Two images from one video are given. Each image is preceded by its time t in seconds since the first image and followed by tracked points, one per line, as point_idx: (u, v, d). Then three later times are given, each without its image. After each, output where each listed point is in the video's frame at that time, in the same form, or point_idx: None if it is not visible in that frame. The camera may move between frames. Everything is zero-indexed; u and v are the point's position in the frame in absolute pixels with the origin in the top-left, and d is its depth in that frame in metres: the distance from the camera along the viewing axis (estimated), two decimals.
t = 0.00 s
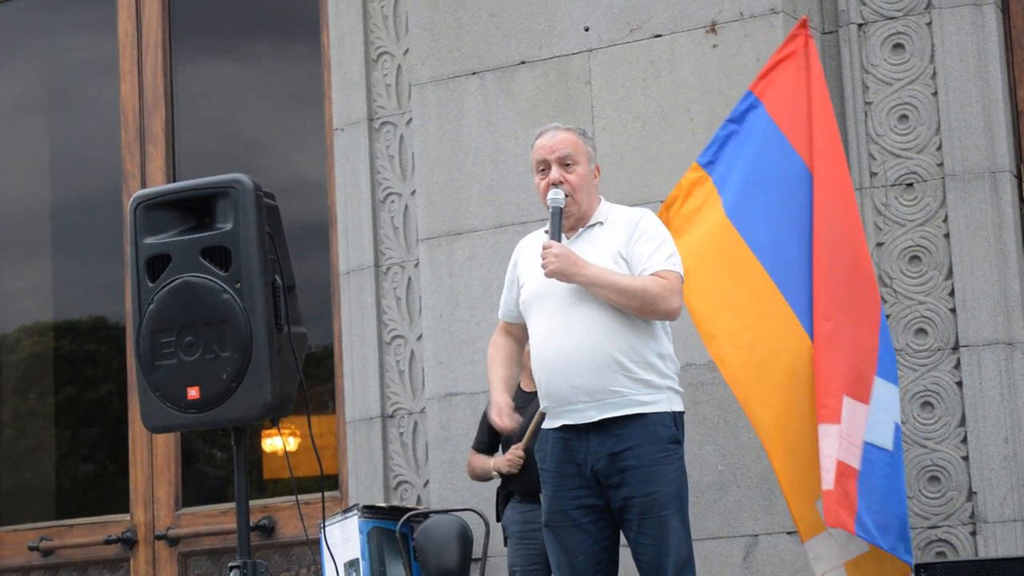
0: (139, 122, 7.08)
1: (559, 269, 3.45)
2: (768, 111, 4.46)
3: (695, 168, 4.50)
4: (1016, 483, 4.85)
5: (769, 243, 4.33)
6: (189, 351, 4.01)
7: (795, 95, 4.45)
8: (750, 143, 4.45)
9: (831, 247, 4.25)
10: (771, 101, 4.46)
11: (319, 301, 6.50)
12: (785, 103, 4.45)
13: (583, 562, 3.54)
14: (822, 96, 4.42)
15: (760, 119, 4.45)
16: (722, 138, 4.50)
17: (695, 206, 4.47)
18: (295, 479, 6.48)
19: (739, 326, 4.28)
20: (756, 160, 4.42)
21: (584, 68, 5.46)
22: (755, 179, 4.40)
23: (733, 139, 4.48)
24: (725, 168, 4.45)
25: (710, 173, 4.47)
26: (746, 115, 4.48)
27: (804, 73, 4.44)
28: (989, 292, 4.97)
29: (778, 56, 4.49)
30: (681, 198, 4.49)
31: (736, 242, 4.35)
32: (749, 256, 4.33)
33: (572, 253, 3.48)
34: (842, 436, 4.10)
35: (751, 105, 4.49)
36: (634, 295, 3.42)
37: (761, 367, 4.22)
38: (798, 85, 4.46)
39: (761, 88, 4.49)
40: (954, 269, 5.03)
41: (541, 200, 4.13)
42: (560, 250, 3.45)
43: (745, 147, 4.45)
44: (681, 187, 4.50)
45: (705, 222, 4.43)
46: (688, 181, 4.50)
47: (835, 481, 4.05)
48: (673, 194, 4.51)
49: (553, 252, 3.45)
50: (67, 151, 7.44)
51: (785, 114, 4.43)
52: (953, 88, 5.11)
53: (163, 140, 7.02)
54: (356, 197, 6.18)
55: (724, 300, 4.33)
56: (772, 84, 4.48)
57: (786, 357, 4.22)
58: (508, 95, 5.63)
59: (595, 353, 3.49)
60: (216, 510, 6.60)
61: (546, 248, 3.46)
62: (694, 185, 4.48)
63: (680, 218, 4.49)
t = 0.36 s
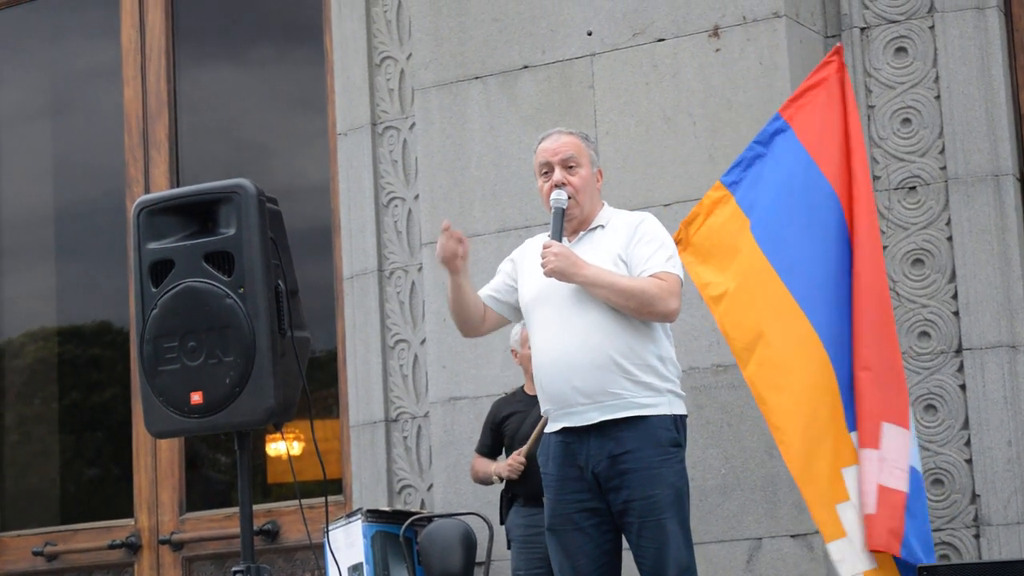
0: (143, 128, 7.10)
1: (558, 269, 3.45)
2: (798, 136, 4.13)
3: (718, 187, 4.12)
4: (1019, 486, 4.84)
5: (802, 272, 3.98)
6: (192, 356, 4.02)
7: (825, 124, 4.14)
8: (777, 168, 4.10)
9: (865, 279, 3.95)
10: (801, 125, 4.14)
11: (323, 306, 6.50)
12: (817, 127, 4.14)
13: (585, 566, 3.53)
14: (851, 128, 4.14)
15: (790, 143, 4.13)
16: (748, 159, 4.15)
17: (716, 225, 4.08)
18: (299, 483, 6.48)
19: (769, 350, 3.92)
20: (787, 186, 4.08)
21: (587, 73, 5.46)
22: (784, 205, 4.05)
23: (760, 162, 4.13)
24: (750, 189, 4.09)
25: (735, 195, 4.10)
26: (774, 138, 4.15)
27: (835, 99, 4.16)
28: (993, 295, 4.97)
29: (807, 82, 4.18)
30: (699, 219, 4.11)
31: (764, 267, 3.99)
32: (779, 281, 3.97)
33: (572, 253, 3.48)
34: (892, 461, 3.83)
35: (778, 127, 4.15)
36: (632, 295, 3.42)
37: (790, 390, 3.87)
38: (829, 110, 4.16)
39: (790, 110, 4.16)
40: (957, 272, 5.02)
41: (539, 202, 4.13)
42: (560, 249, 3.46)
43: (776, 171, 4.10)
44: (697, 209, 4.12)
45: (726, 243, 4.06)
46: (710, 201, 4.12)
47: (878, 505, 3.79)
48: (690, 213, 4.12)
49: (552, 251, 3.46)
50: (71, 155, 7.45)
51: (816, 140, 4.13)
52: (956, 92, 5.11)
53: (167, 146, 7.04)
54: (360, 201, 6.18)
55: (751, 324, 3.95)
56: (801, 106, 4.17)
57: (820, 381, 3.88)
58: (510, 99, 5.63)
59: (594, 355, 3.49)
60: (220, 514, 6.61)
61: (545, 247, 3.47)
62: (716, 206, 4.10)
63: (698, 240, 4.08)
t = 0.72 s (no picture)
0: (144, 133, 7.10)
1: (562, 273, 3.44)
2: (804, 141, 4.13)
3: (721, 192, 4.07)
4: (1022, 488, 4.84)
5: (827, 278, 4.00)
6: (194, 362, 4.02)
7: (833, 128, 4.17)
8: (788, 173, 4.09)
9: (895, 283, 4.03)
10: (807, 130, 4.14)
11: (325, 310, 6.51)
12: (823, 132, 4.15)
13: (587, 570, 3.54)
14: (860, 132, 4.19)
15: (796, 149, 4.12)
16: (753, 164, 4.11)
17: (725, 231, 4.04)
18: (302, 487, 6.48)
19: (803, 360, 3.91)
20: (799, 193, 4.08)
21: (588, 77, 5.47)
22: (801, 211, 4.06)
23: (767, 168, 4.10)
24: (760, 195, 4.07)
25: (741, 201, 4.06)
26: (779, 143, 4.12)
27: (837, 104, 4.19)
28: (994, 297, 4.97)
29: (813, 86, 4.18)
30: (705, 223, 4.05)
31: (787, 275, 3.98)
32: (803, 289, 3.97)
33: (576, 258, 3.48)
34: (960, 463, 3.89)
35: (782, 132, 4.13)
36: (636, 300, 3.42)
37: (835, 398, 3.89)
38: (833, 115, 4.18)
39: (794, 115, 4.15)
40: (958, 274, 5.02)
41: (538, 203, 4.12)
42: (564, 254, 3.46)
43: (783, 177, 4.09)
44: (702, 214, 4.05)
45: (736, 253, 4.02)
46: (714, 206, 4.06)
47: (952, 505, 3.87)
48: (695, 217, 4.05)
49: (556, 256, 3.46)
50: (72, 161, 7.45)
51: (822, 145, 4.14)
52: (957, 94, 5.11)
53: (168, 151, 7.04)
54: (361, 206, 6.19)
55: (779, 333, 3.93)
56: (804, 111, 4.16)
57: (861, 387, 3.91)
58: (511, 103, 5.64)
59: (597, 359, 3.49)
60: (223, 519, 6.61)
61: (550, 252, 3.47)
62: (722, 211, 4.05)
63: (706, 248, 4.03)
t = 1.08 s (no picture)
0: (150, 137, 7.12)
1: (567, 279, 3.44)
2: (782, 142, 4.36)
3: (702, 199, 4.36)
4: None
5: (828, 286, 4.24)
6: (200, 365, 4.03)
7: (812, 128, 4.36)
8: (768, 176, 4.36)
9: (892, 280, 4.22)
10: (784, 133, 4.36)
11: (330, 313, 6.52)
12: (800, 133, 4.36)
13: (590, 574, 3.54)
14: (843, 127, 4.36)
15: (772, 152, 4.36)
16: (732, 168, 4.37)
17: (710, 236, 4.34)
18: (307, 491, 6.47)
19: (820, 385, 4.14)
20: (778, 196, 4.35)
21: (593, 80, 5.47)
22: (784, 214, 4.33)
23: (746, 172, 4.36)
24: (742, 203, 4.35)
25: (720, 206, 4.35)
26: (757, 147, 4.36)
27: (815, 103, 4.37)
28: (1000, 302, 4.97)
29: (787, 89, 4.38)
30: (687, 229, 4.35)
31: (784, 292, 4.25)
32: (804, 306, 4.23)
33: (581, 264, 3.48)
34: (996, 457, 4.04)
35: (759, 136, 4.36)
36: (641, 307, 3.43)
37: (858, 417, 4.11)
38: (809, 114, 4.37)
39: (770, 119, 4.37)
40: (964, 279, 5.02)
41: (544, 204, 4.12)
42: (569, 260, 3.46)
43: (762, 181, 4.36)
44: (682, 220, 4.35)
45: (722, 256, 4.32)
46: (695, 212, 4.35)
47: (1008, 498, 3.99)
48: (677, 222, 4.36)
49: (561, 262, 3.45)
50: (78, 164, 7.47)
51: (799, 144, 4.36)
52: (962, 98, 5.11)
53: (174, 155, 7.06)
54: (367, 210, 6.19)
55: (793, 360, 4.18)
56: (780, 112, 4.37)
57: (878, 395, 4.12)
58: (516, 106, 5.64)
59: (599, 364, 3.49)
60: (228, 522, 6.62)
61: (556, 258, 3.46)
62: (703, 217, 4.34)
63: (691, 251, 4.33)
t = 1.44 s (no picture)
0: (158, 138, 7.13)
1: (573, 278, 3.46)
2: (744, 149, 4.31)
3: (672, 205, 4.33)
4: None
5: (788, 298, 4.15)
6: (207, 365, 4.03)
7: (774, 134, 4.30)
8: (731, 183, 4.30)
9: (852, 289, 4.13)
10: (746, 140, 4.31)
11: (338, 313, 6.52)
12: (761, 139, 4.30)
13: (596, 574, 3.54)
14: (806, 133, 4.29)
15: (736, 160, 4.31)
16: (699, 176, 4.34)
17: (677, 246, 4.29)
18: (314, 491, 6.48)
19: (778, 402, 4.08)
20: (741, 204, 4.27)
21: (601, 81, 5.47)
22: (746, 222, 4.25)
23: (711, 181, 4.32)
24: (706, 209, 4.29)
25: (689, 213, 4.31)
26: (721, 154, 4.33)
27: (776, 110, 4.31)
28: (1008, 303, 4.96)
29: (749, 95, 4.33)
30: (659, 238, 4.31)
31: (743, 304, 4.16)
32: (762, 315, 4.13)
33: (587, 264, 3.50)
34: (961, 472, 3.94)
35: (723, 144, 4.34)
36: (647, 307, 3.42)
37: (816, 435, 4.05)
38: (771, 121, 4.32)
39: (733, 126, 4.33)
40: (972, 279, 5.01)
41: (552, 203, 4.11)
42: (576, 259, 3.48)
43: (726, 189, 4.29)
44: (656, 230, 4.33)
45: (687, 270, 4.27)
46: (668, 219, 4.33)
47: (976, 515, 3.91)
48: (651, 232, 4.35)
49: (567, 261, 3.48)
50: (86, 165, 7.48)
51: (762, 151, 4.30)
52: (970, 99, 5.10)
53: (182, 155, 7.07)
54: (374, 210, 6.20)
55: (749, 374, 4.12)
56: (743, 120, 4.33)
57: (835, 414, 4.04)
58: (524, 107, 5.64)
59: (605, 364, 3.49)
60: (235, 523, 6.62)
61: (562, 257, 3.49)
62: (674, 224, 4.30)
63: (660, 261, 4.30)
